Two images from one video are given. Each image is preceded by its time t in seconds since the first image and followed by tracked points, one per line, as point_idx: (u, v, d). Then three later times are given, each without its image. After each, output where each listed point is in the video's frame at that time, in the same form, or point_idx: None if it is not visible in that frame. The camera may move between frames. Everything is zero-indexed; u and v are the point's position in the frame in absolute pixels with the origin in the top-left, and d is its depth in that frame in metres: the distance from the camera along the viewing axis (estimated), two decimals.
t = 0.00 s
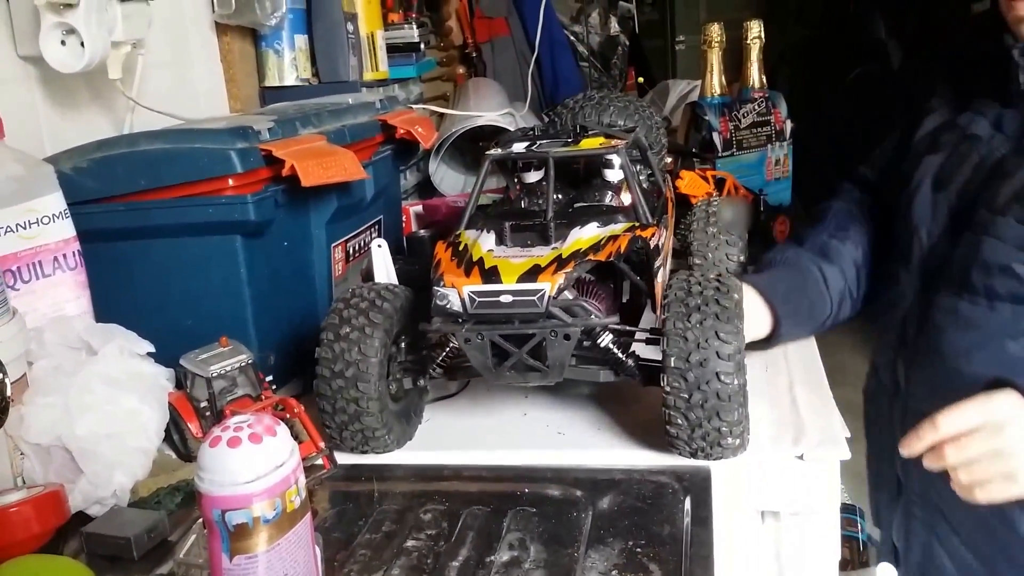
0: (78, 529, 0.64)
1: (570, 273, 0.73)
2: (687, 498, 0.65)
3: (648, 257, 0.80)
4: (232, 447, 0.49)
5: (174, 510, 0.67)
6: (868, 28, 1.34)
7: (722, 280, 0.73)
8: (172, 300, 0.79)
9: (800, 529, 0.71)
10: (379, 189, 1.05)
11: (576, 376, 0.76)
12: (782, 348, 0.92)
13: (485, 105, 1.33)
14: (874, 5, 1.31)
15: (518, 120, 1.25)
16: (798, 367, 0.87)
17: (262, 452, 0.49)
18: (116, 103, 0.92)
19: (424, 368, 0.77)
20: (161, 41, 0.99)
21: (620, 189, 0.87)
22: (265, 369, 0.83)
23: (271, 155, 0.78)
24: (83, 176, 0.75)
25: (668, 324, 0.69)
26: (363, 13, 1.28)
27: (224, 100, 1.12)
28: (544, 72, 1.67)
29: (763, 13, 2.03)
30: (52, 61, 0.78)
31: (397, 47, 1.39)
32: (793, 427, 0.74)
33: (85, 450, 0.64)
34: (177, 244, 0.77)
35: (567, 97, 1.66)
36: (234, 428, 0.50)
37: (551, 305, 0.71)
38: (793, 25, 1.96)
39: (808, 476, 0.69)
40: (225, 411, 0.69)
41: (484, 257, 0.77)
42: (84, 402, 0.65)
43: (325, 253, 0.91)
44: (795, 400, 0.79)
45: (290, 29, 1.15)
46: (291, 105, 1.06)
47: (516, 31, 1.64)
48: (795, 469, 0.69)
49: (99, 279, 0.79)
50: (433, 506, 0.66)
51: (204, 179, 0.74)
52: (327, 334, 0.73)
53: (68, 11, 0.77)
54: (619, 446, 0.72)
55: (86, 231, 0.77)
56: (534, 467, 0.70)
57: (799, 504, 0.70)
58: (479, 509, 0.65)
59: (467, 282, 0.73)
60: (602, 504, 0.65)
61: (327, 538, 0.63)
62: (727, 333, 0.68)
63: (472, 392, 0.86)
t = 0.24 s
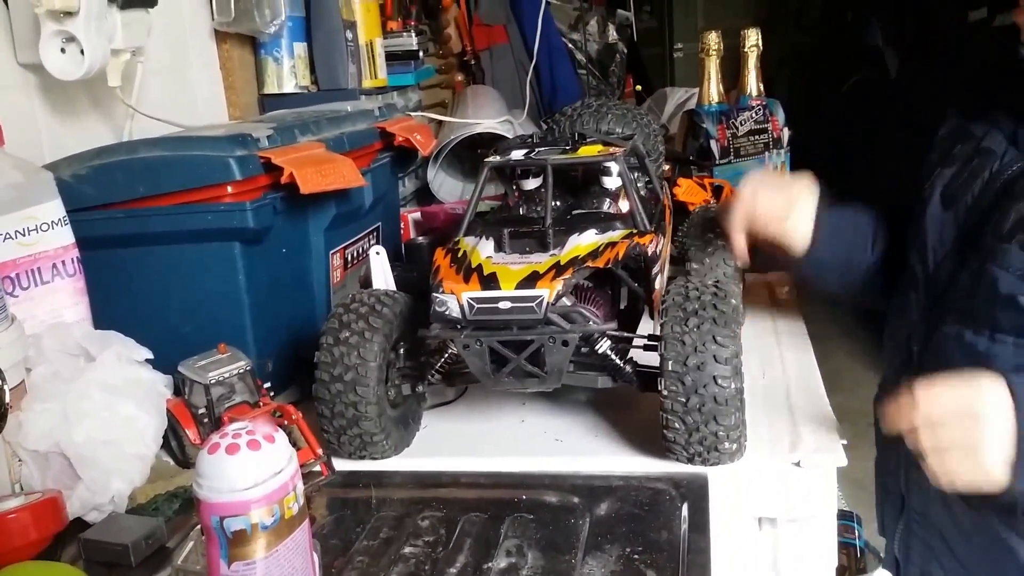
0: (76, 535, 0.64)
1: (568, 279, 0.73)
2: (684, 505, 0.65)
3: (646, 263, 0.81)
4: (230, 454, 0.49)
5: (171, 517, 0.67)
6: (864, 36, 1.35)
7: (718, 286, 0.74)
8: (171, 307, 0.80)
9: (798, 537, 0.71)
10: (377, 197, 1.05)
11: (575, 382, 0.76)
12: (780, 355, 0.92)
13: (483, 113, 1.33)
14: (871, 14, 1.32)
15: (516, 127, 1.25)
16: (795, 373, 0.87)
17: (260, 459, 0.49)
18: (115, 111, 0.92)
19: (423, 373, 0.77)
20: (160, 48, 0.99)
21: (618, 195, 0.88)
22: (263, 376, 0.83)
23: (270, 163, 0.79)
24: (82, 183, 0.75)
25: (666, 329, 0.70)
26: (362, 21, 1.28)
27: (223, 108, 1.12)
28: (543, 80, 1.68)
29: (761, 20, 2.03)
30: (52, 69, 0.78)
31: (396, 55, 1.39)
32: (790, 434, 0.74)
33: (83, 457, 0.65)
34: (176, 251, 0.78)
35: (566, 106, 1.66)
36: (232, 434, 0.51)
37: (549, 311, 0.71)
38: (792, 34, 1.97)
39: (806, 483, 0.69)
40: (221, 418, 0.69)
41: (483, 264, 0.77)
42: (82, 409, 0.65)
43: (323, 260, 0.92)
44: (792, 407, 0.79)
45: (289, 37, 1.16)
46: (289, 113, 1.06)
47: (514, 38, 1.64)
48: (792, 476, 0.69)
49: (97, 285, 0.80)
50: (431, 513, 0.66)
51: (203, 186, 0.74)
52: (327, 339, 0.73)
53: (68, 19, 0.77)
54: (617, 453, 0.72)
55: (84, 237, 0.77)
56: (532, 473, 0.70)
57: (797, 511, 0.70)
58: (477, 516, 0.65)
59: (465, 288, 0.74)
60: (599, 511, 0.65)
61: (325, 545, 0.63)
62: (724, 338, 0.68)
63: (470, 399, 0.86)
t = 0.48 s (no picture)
0: (74, 538, 0.64)
1: (565, 282, 0.73)
2: (681, 505, 0.65)
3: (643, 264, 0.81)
4: (228, 457, 0.49)
5: (169, 519, 0.67)
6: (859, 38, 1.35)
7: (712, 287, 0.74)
8: (168, 310, 0.80)
9: (795, 537, 0.71)
10: (374, 199, 1.05)
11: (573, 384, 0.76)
12: (776, 355, 0.92)
13: (479, 115, 1.34)
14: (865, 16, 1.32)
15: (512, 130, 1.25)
16: (792, 374, 0.87)
17: (257, 463, 0.49)
18: (111, 114, 0.92)
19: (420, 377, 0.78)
20: (156, 51, 0.99)
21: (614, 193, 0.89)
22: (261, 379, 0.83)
23: (266, 166, 0.79)
24: (79, 187, 0.75)
25: (662, 330, 0.70)
26: (358, 24, 1.29)
27: (219, 111, 1.13)
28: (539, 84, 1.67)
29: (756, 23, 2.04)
30: (48, 73, 0.78)
31: (392, 58, 1.39)
32: (787, 434, 0.74)
33: (81, 460, 0.65)
34: (173, 255, 0.78)
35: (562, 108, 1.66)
36: (231, 436, 0.51)
37: (546, 313, 0.71)
38: (787, 36, 1.98)
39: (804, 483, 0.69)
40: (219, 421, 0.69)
41: (480, 267, 0.77)
42: (79, 411, 0.65)
43: (320, 263, 0.92)
44: (788, 407, 0.79)
45: (285, 40, 1.16)
46: (286, 116, 1.06)
47: (510, 42, 1.64)
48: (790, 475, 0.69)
49: (94, 288, 0.80)
50: (429, 515, 0.66)
51: (200, 189, 0.74)
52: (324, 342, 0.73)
53: (64, 23, 0.77)
54: (614, 455, 0.72)
55: (82, 241, 0.77)
56: (529, 474, 0.70)
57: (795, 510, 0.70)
58: (474, 517, 0.65)
59: (463, 291, 0.74)
60: (596, 512, 0.65)
61: (323, 547, 0.63)
62: (721, 339, 0.68)
63: (468, 400, 0.86)
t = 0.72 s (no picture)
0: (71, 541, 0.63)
1: (560, 291, 0.73)
2: (679, 505, 0.65)
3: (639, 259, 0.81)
4: (226, 458, 0.49)
5: (166, 521, 0.67)
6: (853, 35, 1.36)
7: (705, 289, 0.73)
8: (164, 312, 0.79)
9: (791, 536, 0.71)
10: (369, 199, 1.05)
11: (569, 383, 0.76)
12: (772, 354, 0.93)
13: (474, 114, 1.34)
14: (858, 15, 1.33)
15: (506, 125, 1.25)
16: (787, 372, 0.87)
17: (255, 464, 0.49)
18: (106, 114, 0.92)
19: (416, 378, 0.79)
20: (151, 52, 0.99)
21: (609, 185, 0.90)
22: (257, 380, 0.83)
23: (262, 166, 0.79)
24: (74, 189, 0.75)
25: (656, 330, 0.70)
26: (353, 24, 1.29)
27: (214, 111, 1.12)
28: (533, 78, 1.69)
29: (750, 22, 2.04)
30: (43, 74, 0.78)
31: (387, 58, 1.39)
32: (783, 433, 0.74)
33: (78, 462, 0.64)
34: (169, 257, 0.78)
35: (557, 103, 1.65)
36: (227, 439, 0.51)
37: (541, 322, 0.71)
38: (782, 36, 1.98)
39: (801, 482, 0.69)
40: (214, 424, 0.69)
41: (475, 271, 0.77)
42: (76, 413, 0.65)
43: (316, 264, 0.92)
44: (784, 406, 0.79)
45: (280, 40, 1.16)
46: (281, 116, 1.06)
47: (505, 40, 1.66)
48: (787, 475, 0.69)
49: (90, 290, 0.79)
50: (426, 516, 0.66)
51: (194, 190, 0.74)
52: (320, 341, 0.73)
53: (59, 24, 0.77)
54: (611, 455, 0.73)
55: (77, 243, 0.77)
56: (526, 475, 0.70)
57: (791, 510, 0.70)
58: (473, 518, 0.65)
59: (458, 300, 0.74)
60: (594, 513, 0.65)
61: (320, 549, 0.63)
62: (715, 338, 0.68)
63: (464, 401, 0.87)
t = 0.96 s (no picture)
0: (77, 548, 0.64)
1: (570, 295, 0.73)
2: (684, 511, 0.65)
3: (644, 258, 0.81)
4: (231, 465, 0.49)
5: (172, 528, 0.67)
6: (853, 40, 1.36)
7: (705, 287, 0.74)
8: (169, 319, 0.80)
9: (796, 543, 0.71)
10: (374, 206, 1.05)
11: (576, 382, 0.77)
12: (776, 361, 0.93)
13: (478, 122, 1.34)
14: (858, 21, 1.34)
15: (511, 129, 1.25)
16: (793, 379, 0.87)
17: (261, 470, 0.50)
18: (111, 122, 0.92)
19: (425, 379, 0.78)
20: (156, 60, 1.00)
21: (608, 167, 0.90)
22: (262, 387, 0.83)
23: (267, 174, 0.79)
24: (80, 196, 0.75)
25: (663, 323, 0.70)
26: (357, 32, 1.29)
27: (218, 119, 1.13)
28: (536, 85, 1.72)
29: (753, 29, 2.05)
30: (48, 82, 0.79)
31: (391, 66, 1.39)
32: (788, 439, 0.74)
33: (83, 469, 0.65)
34: (174, 263, 0.78)
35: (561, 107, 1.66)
36: (234, 445, 0.51)
37: (551, 327, 0.72)
38: (785, 43, 1.99)
39: (806, 488, 0.69)
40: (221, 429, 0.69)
41: (484, 272, 0.76)
42: (81, 421, 0.65)
43: (321, 272, 0.92)
44: (789, 413, 0.79)
45: (284, 48, 1.16)
46: (285, 124, 1.06)
47: (508, 48, 1.67)
48: (791, 481, 0.69)
49: (95, 297, 0.80)
50: (431, 522, 0.66)
51: (200, 198, 0.74)
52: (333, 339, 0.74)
53: (64, 32, 0.78)
54: (615, 461, 0.73)
55: (82, 250, 0.77)
56: (530, 481, 0.71)
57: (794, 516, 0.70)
58: (477, 525, 0.65)
59: (468, 302, 0.74)
60: (599, 519, 0.65)
61: (324, 556, 0.63)
62: (721, 332, 0.69)
63: (469, 407, 0.87)
